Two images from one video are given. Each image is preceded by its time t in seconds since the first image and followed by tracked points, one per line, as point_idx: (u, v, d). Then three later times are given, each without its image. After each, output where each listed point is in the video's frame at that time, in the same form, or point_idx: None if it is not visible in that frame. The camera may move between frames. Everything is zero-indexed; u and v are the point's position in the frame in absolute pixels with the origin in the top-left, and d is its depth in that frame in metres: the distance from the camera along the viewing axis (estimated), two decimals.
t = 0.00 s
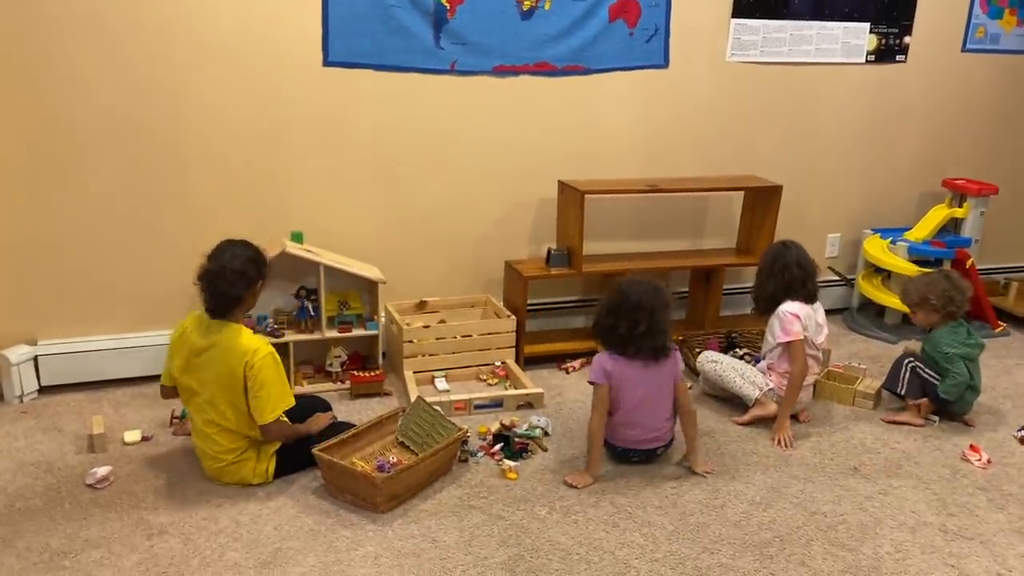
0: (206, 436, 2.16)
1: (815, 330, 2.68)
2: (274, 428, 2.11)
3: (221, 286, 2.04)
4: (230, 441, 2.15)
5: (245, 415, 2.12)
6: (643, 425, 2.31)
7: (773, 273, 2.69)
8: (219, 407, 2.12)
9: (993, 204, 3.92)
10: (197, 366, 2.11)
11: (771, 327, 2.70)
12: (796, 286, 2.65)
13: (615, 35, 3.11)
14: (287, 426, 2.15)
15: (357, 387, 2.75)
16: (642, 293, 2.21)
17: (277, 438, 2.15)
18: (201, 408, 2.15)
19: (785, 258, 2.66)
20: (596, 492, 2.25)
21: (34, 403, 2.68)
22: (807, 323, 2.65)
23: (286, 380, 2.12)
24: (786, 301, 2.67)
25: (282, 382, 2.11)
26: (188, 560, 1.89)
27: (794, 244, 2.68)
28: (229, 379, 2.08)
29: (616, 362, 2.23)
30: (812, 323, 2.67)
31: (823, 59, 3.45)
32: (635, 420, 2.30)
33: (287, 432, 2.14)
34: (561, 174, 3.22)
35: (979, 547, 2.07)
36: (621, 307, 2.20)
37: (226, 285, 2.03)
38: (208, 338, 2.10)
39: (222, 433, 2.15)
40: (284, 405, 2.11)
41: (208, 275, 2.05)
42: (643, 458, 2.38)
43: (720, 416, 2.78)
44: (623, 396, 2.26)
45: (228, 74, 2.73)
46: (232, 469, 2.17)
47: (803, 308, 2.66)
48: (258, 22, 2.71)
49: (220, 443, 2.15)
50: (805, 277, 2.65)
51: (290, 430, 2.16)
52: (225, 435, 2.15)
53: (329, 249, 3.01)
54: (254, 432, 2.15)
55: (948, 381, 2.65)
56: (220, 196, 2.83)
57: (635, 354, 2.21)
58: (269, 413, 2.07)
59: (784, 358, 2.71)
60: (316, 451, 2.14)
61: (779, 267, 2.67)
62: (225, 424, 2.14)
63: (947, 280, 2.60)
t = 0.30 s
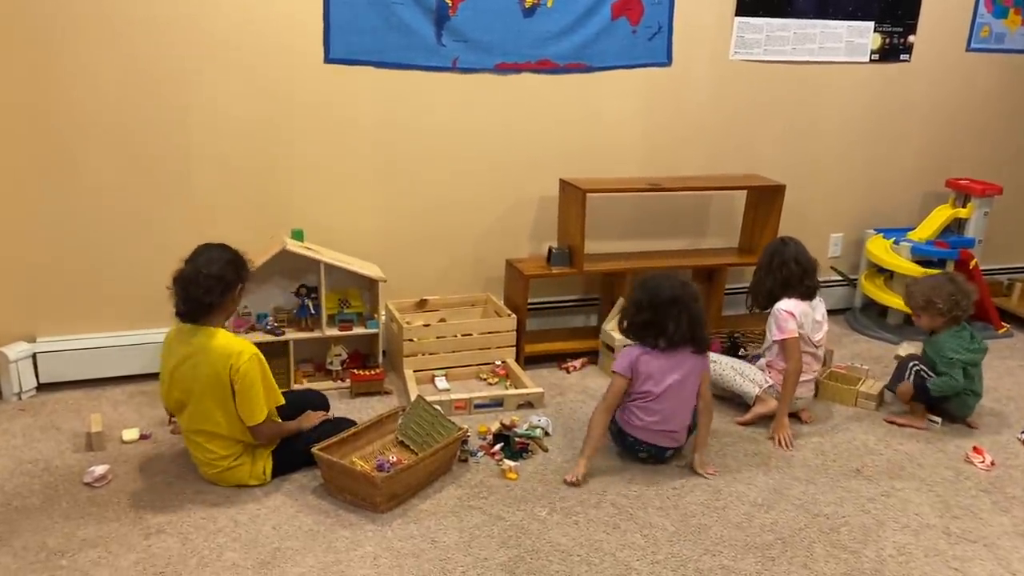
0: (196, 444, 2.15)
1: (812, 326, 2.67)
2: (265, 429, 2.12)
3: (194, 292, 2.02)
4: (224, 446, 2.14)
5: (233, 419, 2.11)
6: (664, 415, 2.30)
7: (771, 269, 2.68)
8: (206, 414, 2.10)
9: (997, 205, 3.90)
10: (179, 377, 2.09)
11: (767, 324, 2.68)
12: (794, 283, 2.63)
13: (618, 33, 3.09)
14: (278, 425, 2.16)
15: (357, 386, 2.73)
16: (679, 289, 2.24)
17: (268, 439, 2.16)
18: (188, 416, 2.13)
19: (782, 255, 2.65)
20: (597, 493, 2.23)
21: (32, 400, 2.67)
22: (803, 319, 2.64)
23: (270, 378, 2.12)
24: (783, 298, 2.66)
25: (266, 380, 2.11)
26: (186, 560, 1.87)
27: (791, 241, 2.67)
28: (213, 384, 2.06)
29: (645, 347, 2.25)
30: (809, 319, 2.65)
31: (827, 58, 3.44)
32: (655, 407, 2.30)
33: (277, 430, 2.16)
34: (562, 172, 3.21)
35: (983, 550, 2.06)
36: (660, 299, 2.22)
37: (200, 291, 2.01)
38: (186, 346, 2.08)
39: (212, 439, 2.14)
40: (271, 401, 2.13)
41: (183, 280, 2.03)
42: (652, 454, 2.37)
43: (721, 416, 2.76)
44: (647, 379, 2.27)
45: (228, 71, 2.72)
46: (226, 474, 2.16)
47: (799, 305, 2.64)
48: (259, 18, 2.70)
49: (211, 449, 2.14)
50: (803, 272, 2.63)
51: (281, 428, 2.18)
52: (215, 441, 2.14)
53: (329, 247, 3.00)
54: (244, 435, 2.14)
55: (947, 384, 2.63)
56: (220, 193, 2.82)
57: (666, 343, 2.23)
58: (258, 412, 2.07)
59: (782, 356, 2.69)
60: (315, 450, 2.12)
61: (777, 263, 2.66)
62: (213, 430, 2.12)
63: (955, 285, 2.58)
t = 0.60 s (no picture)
0: (191, 445, 2.12)
1: (818, 325, 2.61)
2: (260, 428, 2.10)
3: (193, 295, 2.00)
4: (219, 449, 2.11)
5: (228, 420, 2.08)
6: (665, 394, 2.32)
7: (776, 267, 2.64)
8: (201, 414, 2.07)
9: (1007, 204, 3.84)
10: (178, 376, 2.07)
11: (774, 322, 2.64)
12: (800, 280, 2.59)
13: (623, 29, 3.05)
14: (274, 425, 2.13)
15: (357, 387, 2.70)
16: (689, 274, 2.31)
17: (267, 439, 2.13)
18: (183, 416, 2.10)
19: (787, 253, 2.61)
20: (600, 497, 2.19)
21: (28, 400, 2.64)
22: (809, 318, 2.59)
23: (267, 380, 2.08)
24: (789, 296, 2.61)
25: (263, 381, 2.08)
26: (180, 564, 1.84)
27: (797, 239, 2.63)
28: (209, 383, 2.03)
29: (655, 327, 2.33)
30: (815, 319, 2.60)
31: (835, 55, 3.39)
32: (656, 386, 2.33)
33: (273, 431, 2.12)
34: (566, 171, 3.16)
35: (994, 558, 2.01)
36: (670, 283, 2.29)
37: (198, 293, 1.99)
38: (187, 342, 2.07)
39: (207, 441, 2.10)
40: (268, 402, 2.09)
41: (181, 283, 2.01)
42: (653, 439, 2.35)
43: (726, 419, 2.72)
44: (651, 356, 2.32)
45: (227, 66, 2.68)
46: (221, 477, 2.13)
47: (807, 303, 2.59)
48: (259, 14, 2.66)
49: (206, 451, 2.11)
50: (809, 270, 2.59)
51: (278, 429, 2.14)
52: (209, 442, 2.10)
53: (330, 246, 2.96)
54: (239, 436, 2.11)
55: (941, 393, 2.59)
56: (219, 191, 2.78)
57: (673, 325, 2.30)
58: (252, 412, 2.04)
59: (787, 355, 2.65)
60: (313, 452, 2.09)
61: (782, 262, 2.62)
62: (208, 431, 2.09)
63: (945, 292, 2.52)
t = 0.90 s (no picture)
0: (185, 445, 2.07)
1: (830, 329, 2.56)
2: (253, 430, 2.05)
3: (215, 299, 1.99)
4: (212, 449, 2.07)
5: (225, 421, 2.04)
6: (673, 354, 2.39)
7: (784, 270, 2.60)
8: (199, 412, 2.03)
9: (1018, 205, 3.78)
10: (188, 368, 2.06)
11: (784, 326, 2.58)
12: (808, 283, 2.55)
13: (626, 27, 2.99)
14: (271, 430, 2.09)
15: (354, 390, 2.65)
16: (693, 249, 2.45)
17: (261, 443, 2.09)
18: (182, 413, 2.07)
19: (796, 254, 2.57)
20: (599, 505, 2.15)
21: (20, 403, 2.61)
22: (821, 322, 2.53)
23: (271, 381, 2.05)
24: (798, 299, 2.57)
25: (267, 382, 2.05)
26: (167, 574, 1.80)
27: (806, 241, 2.60)
28: (212, 378, 2.01)
29: (664, 302, 2.44)
30: (828, 323, 2.54)
31: (842, 54, 3.32)
32: (664, 348, 2.41)
33: (271, 436, 2.09)
34: (568, 171, 3.11)
35: (1003, 571, 1.96)
36: (676, 259, 2.43)
37: (221, 300, 1.98)
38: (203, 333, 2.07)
39: (201, 442, 2.06)
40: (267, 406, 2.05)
41: (204, 285, 2.00)
42: (660, 401, 2.39)
43: (729, 424, 2.67)
44: (656, 327, 2.43)
45: (222, 64, 2.63)
46: (213, 480, 2.09)
47: (817, 306, 2.54)
48: (254, 12, 2.62)
49: (199, 452, 2.06)
50: (818, 273, 2.55)
51: (275, 434, 2.10)
52: (203, 443, 2.06)
53: (328, 247, 2.92)
54: (235, 439, 2.07)
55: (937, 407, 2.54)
56: (214, 191, 2.74)
57: (681, 300, 2.42)
58: (252, 413, 2.01)
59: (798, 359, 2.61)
60: (306, 459, 2.05)
61: (791, 264, 2.58)
62: (204, 431, 2.05)
63: (932, 308, 2.48)
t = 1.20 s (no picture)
0: (187, 442, 2.00)
1: (843, 330, 2.50)
2: (258, 429, 1.97)
3: (248, 298, 1.99)
4: (214, 447, 2.00)
5: (231, 420, 1.98)
6: (682, 334, 2.40)
7: (798, 269, 2.54)
8: (206, 408, 1.97)
9: None
10: (200, 361, 2.00)
11: (796, 327, 2.53)
12: (824, 283, 2.49)
13: (632, 20, 2.93)
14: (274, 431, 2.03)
15: (353, 391, 2.61)
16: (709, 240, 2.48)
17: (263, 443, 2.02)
18: (187, 408, 2.00)
19: (811, 253, 2.51)
20: (601, 511, 2.09)
21: (15, 403, 2.57)
22: (835, 323, 2.47)
23: (285, 382, 2.00)
24: (812, 299, 2.51)
25: (281, 382, 2.00)
26: None
27: (823, 239, 2.54)
28: (225, 373, 1.95)
29: (675, 291, 2.48)
30: (842, 324, 2.49)
31: (853, 48, 3.25)
32: (674, 329, 2.42)
33: (273, 437, 2.02)
34: (572, 168, 3.05)
35: None
36: (689, 250, 2.47)
37: (254, 297, 1.98)
38: (224, 328, 2.04)
39: (204, 440, 1.99)
40: (277, 407, 2.00)
41: (240, 282, 2.00)
42: (670, 382, 2.38)
43: (736, 427, 2.61)
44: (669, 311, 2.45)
45: (220, 59, 2.59)
46: (211, 479, 2.03)
47: (830, 307, 2.48)
48: (252, 6, 2.57)
49: (201, 450, 1.99)
50: (834, 273, 2.49)
51: (277, 434, 2.04)
52: (206, 441, 1.99)
53: (327, 245, 2.87)
54: (238, 439, 2.01)
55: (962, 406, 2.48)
56: (212, 188, 2.70)
57: (693, 289, 2.45)
58: (261, 414, 1.95)
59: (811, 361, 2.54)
60: (301, 463, 2.00)
61: (806, 263, 2.52)
62: (209, 428, 1.98)
63: (937, 302, 2.43)
